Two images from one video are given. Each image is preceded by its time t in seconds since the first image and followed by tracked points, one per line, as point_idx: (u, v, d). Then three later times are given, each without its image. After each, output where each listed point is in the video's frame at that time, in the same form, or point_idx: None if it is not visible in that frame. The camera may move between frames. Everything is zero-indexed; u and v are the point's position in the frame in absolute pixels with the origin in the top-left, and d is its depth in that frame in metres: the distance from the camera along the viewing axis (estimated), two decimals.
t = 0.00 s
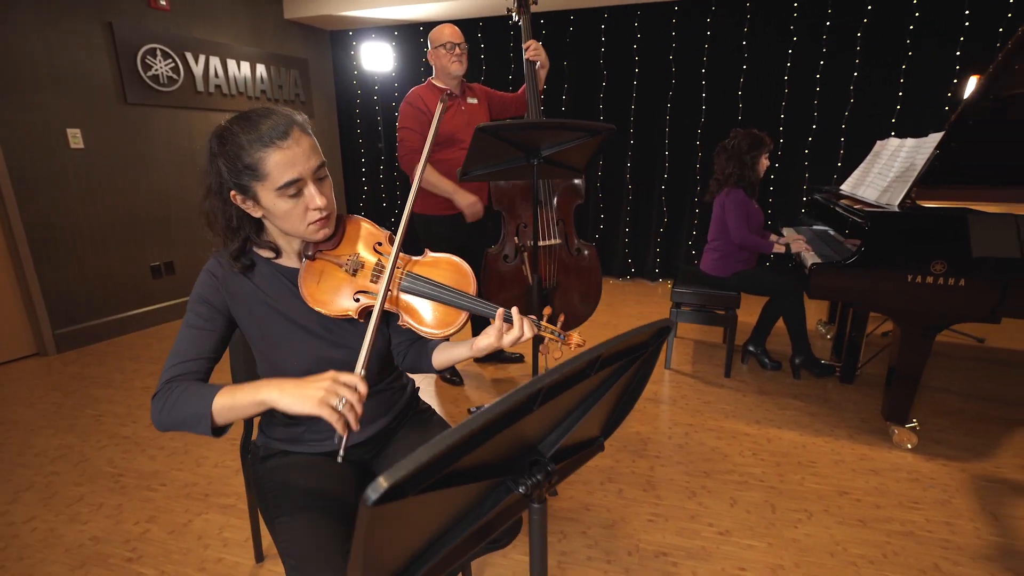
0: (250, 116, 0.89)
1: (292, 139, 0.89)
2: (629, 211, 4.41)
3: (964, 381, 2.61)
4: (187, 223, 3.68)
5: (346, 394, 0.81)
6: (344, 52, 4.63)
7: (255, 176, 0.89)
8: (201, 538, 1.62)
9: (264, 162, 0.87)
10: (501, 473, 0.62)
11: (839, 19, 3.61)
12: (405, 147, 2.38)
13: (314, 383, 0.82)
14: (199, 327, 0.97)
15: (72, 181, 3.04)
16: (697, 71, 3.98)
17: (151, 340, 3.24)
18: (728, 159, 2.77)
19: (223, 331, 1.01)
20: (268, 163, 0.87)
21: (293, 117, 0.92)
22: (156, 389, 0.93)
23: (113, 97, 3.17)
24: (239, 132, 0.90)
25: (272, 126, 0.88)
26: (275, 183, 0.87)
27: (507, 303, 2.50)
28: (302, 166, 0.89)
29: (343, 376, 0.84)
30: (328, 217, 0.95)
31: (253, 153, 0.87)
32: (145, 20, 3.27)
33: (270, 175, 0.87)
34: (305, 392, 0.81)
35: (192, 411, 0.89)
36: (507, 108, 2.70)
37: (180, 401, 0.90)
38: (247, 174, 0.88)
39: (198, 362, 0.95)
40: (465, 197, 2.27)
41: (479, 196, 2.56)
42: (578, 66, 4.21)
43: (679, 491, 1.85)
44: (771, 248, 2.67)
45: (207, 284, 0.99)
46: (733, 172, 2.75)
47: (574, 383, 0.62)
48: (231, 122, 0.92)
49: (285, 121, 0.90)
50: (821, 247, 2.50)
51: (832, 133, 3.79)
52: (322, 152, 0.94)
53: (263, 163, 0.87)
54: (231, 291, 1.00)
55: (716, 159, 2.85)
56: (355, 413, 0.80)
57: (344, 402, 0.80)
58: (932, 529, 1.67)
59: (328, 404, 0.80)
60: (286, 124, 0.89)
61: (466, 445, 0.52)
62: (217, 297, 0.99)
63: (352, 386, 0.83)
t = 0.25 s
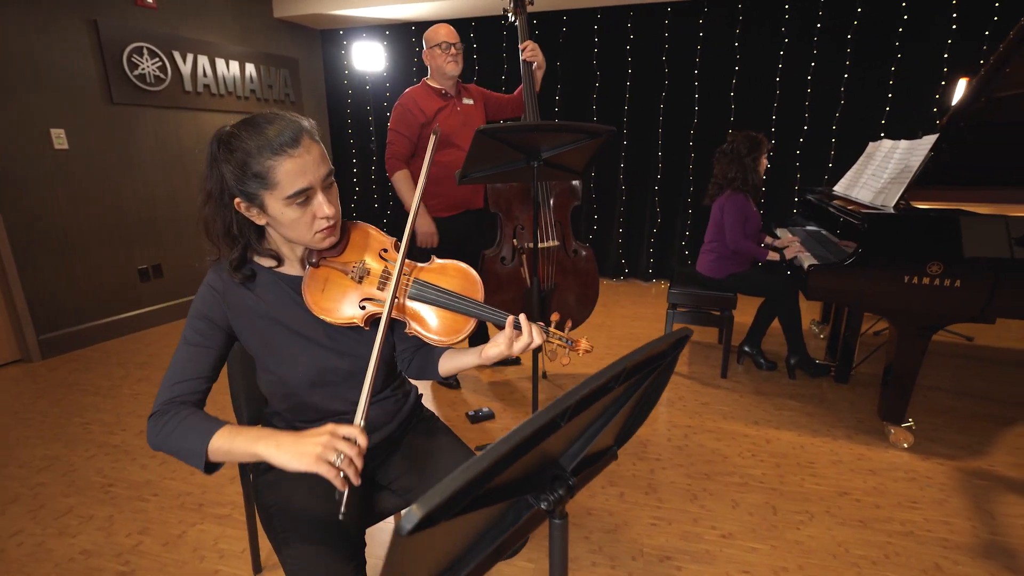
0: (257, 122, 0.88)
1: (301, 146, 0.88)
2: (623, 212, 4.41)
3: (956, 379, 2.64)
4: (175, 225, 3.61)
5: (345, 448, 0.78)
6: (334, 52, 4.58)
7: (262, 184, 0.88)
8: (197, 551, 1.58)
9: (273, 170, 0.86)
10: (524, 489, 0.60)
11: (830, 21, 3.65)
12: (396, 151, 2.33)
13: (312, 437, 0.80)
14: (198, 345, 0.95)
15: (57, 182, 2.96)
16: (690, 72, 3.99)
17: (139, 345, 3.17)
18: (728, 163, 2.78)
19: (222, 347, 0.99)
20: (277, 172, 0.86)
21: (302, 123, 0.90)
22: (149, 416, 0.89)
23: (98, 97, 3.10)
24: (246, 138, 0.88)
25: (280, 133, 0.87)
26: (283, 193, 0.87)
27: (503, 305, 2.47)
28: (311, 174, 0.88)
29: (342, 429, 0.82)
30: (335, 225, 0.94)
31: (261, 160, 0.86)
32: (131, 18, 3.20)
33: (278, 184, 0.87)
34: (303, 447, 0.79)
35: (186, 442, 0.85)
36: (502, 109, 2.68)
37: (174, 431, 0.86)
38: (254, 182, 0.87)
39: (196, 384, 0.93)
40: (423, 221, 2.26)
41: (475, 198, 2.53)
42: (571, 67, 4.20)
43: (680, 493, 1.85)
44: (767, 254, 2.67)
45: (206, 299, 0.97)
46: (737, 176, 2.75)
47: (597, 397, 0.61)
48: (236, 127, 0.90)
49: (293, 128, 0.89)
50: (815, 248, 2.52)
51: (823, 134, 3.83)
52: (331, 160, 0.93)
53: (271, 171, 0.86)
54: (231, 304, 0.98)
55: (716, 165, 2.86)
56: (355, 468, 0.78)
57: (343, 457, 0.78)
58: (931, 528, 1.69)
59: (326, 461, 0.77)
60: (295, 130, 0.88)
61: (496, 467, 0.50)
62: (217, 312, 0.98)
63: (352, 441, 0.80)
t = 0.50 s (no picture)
0: (257, 123, 0.86)
1: (304, 149, 0.86)
2: (615, 213, 4.41)
3: (946, 378, 2.68)
4: (162, 226, 3.54)
5: (337, 493, 0.76)
6: (324, 51, 4.52)
7: (264, 188, 0.86)
8: (189, 561, 1.54)
9: (276, 174, 0.85)
10: (544, 505, 0.59)
11: (819, 23, 3.68)
12: (388, 154, 2.30)
13: (304, 482, 0.79)
14: (194, 356, 0.93)
15: (38, 184, 2.88)
16: (681, 73, 4.01)
17: (124, 349, 3.09)
18: (727, 167, 2.80)
19: (219, 357, 0.97)
20: (279, 176, 0.84)
21: (304, 125, 0.89)
22: (142, 431, 0.87)
23: (80, 95, 3.02)
24: (246, 140, 0.86)
25: (282, 135, 0.85)
26: (286, 197, 0.85)
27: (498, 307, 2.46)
28: (314, 178, 0.86)
29: (334, 472, 0.81)
30: (337, 229, 0.92)
31: (262, 164, 0.84)
32: (115, 15, 3.13)
33: (281, 188, 0.85)
34: (294, 492, 0.77)
35: (178, 466, 0.83)
36: (497, 110, 2.66)
37: (165, 454, 0.84)
38: (255, 186, 0.85)
39: (191, 400, 0.90)
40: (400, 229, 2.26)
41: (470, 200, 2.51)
42: (563, 67, 4.19)
43: (679, 495, 1.85)
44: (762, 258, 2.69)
45: (203, 308, 0.95)
46: (737, 180, 2.77)
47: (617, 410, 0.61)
48: (236, 129, 0.88)
49: (295, 129, 0.87)
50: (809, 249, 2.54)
51: (813, 135, 3.86)
52: (334, 163, 0.92)
53: (274, 175, 0.84)
54: (229, 312, 0.96)
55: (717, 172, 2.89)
56: (348, 512, 0.77)
57: (334, 501, 0.76)
58: (927, 527, 1.70)
59: (317, 506, 0.76)
60: (297, 132, 0.86)
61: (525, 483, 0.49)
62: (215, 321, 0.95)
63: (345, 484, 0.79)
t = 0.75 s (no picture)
0: (259, 125, 0.84)
1: (306, 153, 0.86)
2: (606, 213, 4.42)
3: (934, 375, 2.72)
4: (147, 229, 3.47)
5: (314, 532, 0.73)
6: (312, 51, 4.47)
7: (264, 190, 0.85)
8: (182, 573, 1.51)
9: (277, 178, 0.84)
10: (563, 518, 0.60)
11: (807, 24, 3.72)
12: (379, 157, 2.27)
13: (281, 520, 0.76)
14: (188, 366, 0.90)
15: (19, 186, 2.81)
16: (671, 74, 4.02)
17: (109, 355, 3.02)
18: (725, 170, 2.82)
19: (213, 366, 0.94)
20: (281, 179, 0.83)
21: (306, 127, 0.88)
22: (131, 444, 0.85)
23: (62, 95, 2.95)
24: (247, 140, 0.85)
25: (285, 138, 0.84)
26: (287, 201, 0.84)
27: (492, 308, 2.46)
28: (316, 183, 0.86)
29: (312, 510, 0.78)
30: (337, 235, 0.92)
31: (264, 167, 0.83)
32: (98, 13, 3.06)
33: (283, 191, 0.84)
34: (270, 530, 0.75)
35: (161, 487, 0.81)
36: (490, 111, 2.64)
37: (151, 471, 0.82)
38: (256, 188, 0.84)
39: (181, 412, 0.89)
40: (397, 230, 2.22)
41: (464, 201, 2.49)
42: (554, 68, 4.19)
43: (677, 496, 1.85)
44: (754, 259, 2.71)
45: (196, 315, 0.92)
46: (733, 182, 2.79)
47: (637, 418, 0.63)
48: (236, 129, 0.87)
49: (297, 132, 0.86)
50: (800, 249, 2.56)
51: (802, 135, 3.90)
52: (335, 167, 0.91)
53: (276, 179, 0.84)
54: (225, 320, 0.93)
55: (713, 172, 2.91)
56: (326, 553, 0.73)
57: (311, 541, 0.73)
58: (921, 524, 1.72)
59: (292, 545, 0.73)
60: (300, 136, 0.85)
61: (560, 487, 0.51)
62: (210, 330, 0.92)
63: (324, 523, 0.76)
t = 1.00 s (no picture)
0: (257, 129, 0.83)
1: (305, 159, 0.85)
2: (595, 214, 4.43)
3: (918, 371, 2.78)
4: (129, 232, 3.39)
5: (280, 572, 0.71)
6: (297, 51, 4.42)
7: (261, 196, 0.83)
8: None
9: (275, 183, 0.82)
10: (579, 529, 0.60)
11: (792, 27, 3.77)
12: (372, 158, 2.24)
13: (251, 556, 0.74)
14: (179, 376, 0.88)
15: None
16: (659, 76, 4.05)
17: (91, 362, 2.95)
18: (714, 171, 2.84)
19: (206, 375, 0.92)
20: (279, 185, 0.82)
21: (306, 133, 0.87)
22: (120, 454, 0.84)
23: (40, 95, 2.87)
24: (246, 145, 0.84)
25: (285, 144, 0.83)
26: (285, 207, 0.83)
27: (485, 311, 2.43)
28: (314, 189, 0.85)
29: (281, 548, 0.75)
30: (333, 241, 0.91)
31: (261, 172, 0.82)
32: (77, 10, 2.98)
33: (280, 197, 0.83)
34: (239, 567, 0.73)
35: (144, 504, 0.79)
36: (481, 112, 2.63)
37: (136, 485, 0.81)
38: (253, 194, 0.83)
39: (171, 424, 0.87)
40: (397, 230, 2.19)
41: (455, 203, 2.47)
42: (543, 69, 4.19)
43: (673, 496, 1.86)
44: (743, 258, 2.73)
45: (189, 323, 0.90)
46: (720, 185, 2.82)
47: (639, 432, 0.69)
48: (234, 133, 0.85)
49: (296, 138, 0.85)
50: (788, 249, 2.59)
51: (787, 136, 3.95)
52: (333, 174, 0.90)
53: (274, 185, 0.82)
54: (218, 328, 0.91)
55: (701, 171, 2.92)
56: None
57: None
58: (911, 519, 1.75)
59: None
60: (299, 142, 0.85)
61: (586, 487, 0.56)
62: (203, 339, 0.90)
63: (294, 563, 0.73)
